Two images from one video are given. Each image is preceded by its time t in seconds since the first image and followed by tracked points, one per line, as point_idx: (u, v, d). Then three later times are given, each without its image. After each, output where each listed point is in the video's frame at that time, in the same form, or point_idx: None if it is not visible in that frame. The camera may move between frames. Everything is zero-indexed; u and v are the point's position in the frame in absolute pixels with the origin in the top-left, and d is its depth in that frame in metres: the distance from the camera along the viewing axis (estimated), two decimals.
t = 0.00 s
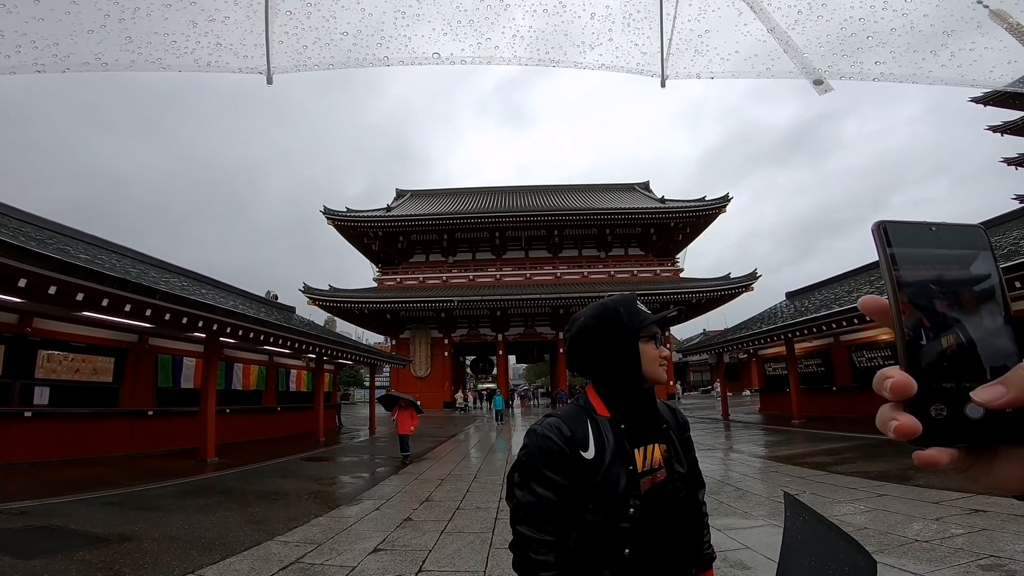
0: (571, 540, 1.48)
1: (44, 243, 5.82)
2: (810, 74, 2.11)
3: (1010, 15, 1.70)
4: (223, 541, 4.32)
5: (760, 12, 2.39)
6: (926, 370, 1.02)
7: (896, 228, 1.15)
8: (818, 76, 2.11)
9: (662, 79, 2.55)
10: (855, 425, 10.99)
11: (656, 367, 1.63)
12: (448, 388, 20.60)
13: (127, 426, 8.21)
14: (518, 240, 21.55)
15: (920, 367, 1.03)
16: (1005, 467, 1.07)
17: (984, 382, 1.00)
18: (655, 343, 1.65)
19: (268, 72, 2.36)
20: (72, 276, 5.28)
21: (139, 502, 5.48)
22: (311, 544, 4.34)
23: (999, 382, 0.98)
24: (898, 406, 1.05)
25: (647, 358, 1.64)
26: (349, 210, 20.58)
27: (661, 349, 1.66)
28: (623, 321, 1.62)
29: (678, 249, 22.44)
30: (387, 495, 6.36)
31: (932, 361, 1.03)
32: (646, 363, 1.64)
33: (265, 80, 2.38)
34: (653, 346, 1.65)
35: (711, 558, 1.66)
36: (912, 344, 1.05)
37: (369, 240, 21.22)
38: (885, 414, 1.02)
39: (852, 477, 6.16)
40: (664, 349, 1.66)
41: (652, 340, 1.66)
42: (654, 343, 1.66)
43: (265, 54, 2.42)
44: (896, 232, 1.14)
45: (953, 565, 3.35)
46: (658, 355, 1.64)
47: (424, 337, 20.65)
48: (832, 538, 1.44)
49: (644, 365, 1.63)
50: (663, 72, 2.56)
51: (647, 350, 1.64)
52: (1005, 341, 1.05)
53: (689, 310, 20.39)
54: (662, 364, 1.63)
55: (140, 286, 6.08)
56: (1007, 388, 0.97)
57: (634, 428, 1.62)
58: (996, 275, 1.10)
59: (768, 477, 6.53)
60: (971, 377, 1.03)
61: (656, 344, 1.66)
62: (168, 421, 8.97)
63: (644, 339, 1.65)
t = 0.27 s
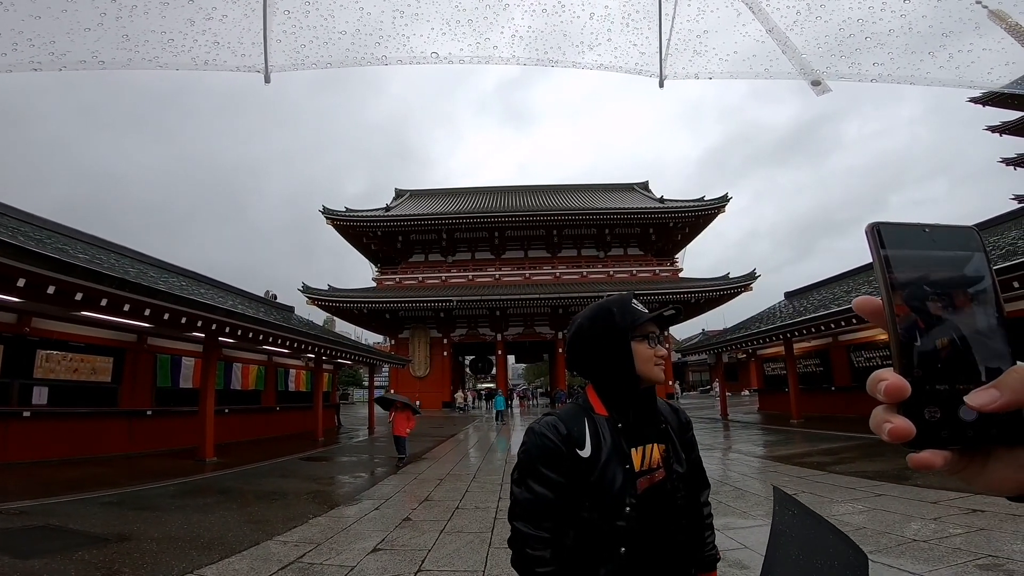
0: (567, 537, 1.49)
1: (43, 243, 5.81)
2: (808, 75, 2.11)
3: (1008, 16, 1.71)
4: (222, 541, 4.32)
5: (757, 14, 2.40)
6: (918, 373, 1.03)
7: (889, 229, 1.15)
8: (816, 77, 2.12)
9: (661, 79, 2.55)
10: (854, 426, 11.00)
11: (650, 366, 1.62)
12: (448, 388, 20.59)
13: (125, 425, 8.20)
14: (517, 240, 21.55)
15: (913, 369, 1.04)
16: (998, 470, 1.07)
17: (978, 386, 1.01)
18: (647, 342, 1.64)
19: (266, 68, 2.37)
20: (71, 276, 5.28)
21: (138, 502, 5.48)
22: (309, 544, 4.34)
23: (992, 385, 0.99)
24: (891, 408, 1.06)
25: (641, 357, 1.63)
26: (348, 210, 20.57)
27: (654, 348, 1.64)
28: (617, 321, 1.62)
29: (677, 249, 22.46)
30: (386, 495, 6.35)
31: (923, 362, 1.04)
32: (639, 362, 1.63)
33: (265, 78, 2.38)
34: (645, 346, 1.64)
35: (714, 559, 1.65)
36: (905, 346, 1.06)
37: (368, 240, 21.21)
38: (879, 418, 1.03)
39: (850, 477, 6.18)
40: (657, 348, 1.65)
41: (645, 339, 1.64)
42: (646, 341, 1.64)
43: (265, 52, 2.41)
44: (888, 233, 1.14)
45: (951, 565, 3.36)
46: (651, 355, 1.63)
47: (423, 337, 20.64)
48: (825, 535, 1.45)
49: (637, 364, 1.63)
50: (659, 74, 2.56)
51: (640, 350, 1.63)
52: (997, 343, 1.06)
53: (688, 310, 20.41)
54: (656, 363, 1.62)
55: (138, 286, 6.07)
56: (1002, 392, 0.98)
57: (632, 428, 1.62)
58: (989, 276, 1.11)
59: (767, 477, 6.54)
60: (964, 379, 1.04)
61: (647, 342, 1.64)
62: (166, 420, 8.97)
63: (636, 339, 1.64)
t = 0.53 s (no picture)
0: (563, 535, 1.50)
1: (42, 243, 5.81)
2: (803, 77, 2.11)
3: (1007, 17, 1.70)
4: (222, 541, 4.32)
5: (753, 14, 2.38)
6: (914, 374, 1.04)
7: (885, 231, 1.15)
8: (810, 79, 2.11)
9: (657, 80, 2.53)
10: (854, 425, 11.00)
11: (636, 367, 1.59)
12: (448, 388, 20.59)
13: (125, 425, 8.20)
14: (517, 240, 21.55)
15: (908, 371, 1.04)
16: (992, 473, 1.07)
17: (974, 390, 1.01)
18: (631, 342, 1.60)
19: (263, 69, 2.35)
20: (71, 275, 5.28)
21: (138, 502, 5.48)
22: (310, 543, 4.34)
23: (989, 388, 0.99)
24: (888, 411, 1.06)
25: (626, 357, 1.60)
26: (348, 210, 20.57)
27: (639, 347, 1.60)
28: (607, 321, 1.63)
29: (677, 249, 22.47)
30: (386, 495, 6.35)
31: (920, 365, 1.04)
32: (625, 362, 1.60)
33: (262, 77, 2.36)
34: (630, 346, 1.60)
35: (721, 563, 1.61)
36: (900, 348, 1.06)
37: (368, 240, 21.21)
38: (875, 420, 1.03)
39: (850, 476, 6.18)
40: (644, 348, 1.60)
41: (630, 338, 1.61)
42: (631, 341, 1.60)
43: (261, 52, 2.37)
44: (884, 235, 1.14)
45: (951, 565, 3.36)
46: (636, 355, 1.59)
47: (423, 337, 20.65)
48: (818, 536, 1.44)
49: (623, 365, 1.60)
50: (656, 75, 2.54)
51: (624, 351, 1.60)
52: (996, 346, 1.06)
53: (688, 310, 20.40)
54: (641, 363, 1.58)
55: (138, 286, 6.07)
56: (998, 395, 0.98)
57: (628, 427, 1.62)
58: (986, 279, 1.11)
59: (767, 477, 6.54)
60: (960, 382, 1.05)
61: (633, 342, 1.60)
62: (167, 420, 8.97)
63: (621, 338, 1.61)
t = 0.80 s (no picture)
0: (563, 533, 1.50)
1: (43, 243, 5.81)
2: (806, 77, 2.10)
3: (1010, 15, 1.69)
4: (223, 541, 4.32)
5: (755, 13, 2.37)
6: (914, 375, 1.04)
7: (883, 232, 1.15)
8: (814, 80, 2.10)
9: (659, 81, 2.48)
10: (856, 424, 10.99)
11: (632, 366, 1.58)
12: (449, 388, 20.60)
13: (127, 426, 8.21)
14: (518, 240, 21.55)
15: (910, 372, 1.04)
16: (991, 472, 1.06)
17: (974, 390, 1.01)
18: (626, 342, 1.60)
19: (267, 69, 2.34)
20: (71, 276, 5.28)
21: (140, 502, 5.48)
22: (311, 543, 4.34)
23: (988, 389, 0.98)
24: (888, 412, 1.05)
25: (621, 357, 1.60)
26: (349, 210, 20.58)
27: (635, 346, 1.59)
28: (604, 320, 1.63)
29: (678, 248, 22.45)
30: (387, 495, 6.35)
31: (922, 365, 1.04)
32: (621, 362, 1.60)
33: (265, 76, 2.35)
34: (625, 345, 1.59)
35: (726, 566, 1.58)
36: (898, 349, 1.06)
37: (368, 240, 21.22)
38: (876, 421, 1.03)
39: (851, 476, 6.17)
40: (639, 347, 1.59)
41: (625, 338, 1.61)
42: (627, 341, 1.60)
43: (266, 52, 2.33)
44: (883, 236, 1.14)
45: (953, 564, 3.35)
46: (632, 354, 1.58)
47: (424, 337, 20.65)
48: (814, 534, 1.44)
49: (619, 364, 1.60)
50: (659, 75, 2.52)
51: (619, 351, 1.60)
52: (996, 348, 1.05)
53: (689, 309, 20.38)
54: (637, 363, 1.57)
55: (139, 286, 6.07)
56: (997, 395, 0.97)
57: (628, 427, 1.61)
58: (987, 279, 1.09)
59: (768, 476, 6.53)
60: (960, 383, 1.04)
61: (628, 342, 1.60)
62: (168, 420, 8.98)
63: (617, 338, 1.61)
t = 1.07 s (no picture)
0: (562, 534, 1.50)
1: (44, 244, 5.82)
2: (806, 77, 2.09)
3: (1008, 15, 1.68)
4: (224, 541, 4.31)
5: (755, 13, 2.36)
6: (918, 376, 1.03)
7: (884, 234, 1.12)
8: (814, 80, 2.09)
9: (659, 82, 2.48)
10: (857, 424, 10.96)
11: (632, 366, 1.57)
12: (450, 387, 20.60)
13: (128, 426, 8.22)
14: (518, 240, 21.54)
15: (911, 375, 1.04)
16: (1001, 469, 1.06)
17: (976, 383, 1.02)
18: (626, 341, 1.59)
19: (266, 72, 2.33)
20: (72, 276, 5.28)
21: (141, 502, 5.48)
22: (311, 543, 4.33)
23: (990, 383, 1.00)
24: (890, 413, 1.06)
25: (621, 356, 1.59)
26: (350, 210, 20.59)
27: (636, 346, 1.58)
28: (605, 320, 1.63)
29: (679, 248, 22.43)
30: (388, 495, 6.34)
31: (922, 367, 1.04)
32: (621, 361, 1.59)
33: (266, 80, 2.34)
34: (625, 345, 1.59)
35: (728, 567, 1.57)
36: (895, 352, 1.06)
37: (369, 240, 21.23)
38: (878, 422, 1.03)
39: (853, 476, 6.16)
40: (640, 346, 1.58)
41: (625, 338, 1.60)
42: (627, 340, 1.59)
43: (263, 54, 2.33)
44: (884, 238, 1.11)
45: (955, 565, 3.33)
46: (632, 354, 1.58)
47: (424, 336, 20.67)
48: (810, 537, 1.43)
49: (619, 364, 1.59)
50: (658, 76, 2.51)
51: (619, 350, 1.60)
52: (996, 348, 1.04)
53: (690, 309, 20.36)
54: (638, 363, 1.56)
55: (140, 286, 6.08)
56: (999, 389, 0.99)
57: (628, 428, 1.61)
58: (989, 280, 1.07)
59: (769, 476, 6.52)
60: (961, 380, 1.03)
61: (628, 341, 1.59)
62: (169, 421, 8.99)
63: (617, 338, 1.60)
